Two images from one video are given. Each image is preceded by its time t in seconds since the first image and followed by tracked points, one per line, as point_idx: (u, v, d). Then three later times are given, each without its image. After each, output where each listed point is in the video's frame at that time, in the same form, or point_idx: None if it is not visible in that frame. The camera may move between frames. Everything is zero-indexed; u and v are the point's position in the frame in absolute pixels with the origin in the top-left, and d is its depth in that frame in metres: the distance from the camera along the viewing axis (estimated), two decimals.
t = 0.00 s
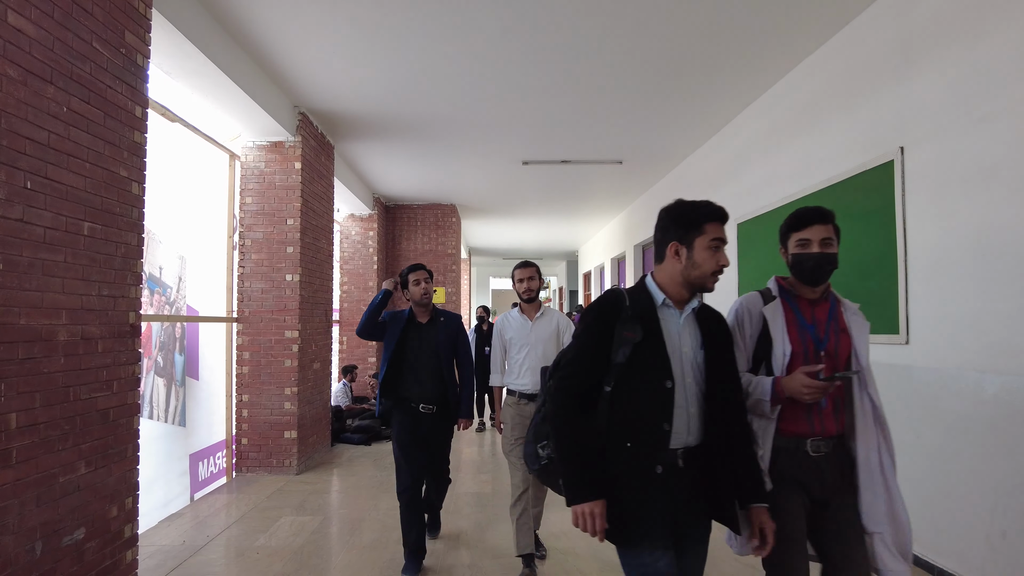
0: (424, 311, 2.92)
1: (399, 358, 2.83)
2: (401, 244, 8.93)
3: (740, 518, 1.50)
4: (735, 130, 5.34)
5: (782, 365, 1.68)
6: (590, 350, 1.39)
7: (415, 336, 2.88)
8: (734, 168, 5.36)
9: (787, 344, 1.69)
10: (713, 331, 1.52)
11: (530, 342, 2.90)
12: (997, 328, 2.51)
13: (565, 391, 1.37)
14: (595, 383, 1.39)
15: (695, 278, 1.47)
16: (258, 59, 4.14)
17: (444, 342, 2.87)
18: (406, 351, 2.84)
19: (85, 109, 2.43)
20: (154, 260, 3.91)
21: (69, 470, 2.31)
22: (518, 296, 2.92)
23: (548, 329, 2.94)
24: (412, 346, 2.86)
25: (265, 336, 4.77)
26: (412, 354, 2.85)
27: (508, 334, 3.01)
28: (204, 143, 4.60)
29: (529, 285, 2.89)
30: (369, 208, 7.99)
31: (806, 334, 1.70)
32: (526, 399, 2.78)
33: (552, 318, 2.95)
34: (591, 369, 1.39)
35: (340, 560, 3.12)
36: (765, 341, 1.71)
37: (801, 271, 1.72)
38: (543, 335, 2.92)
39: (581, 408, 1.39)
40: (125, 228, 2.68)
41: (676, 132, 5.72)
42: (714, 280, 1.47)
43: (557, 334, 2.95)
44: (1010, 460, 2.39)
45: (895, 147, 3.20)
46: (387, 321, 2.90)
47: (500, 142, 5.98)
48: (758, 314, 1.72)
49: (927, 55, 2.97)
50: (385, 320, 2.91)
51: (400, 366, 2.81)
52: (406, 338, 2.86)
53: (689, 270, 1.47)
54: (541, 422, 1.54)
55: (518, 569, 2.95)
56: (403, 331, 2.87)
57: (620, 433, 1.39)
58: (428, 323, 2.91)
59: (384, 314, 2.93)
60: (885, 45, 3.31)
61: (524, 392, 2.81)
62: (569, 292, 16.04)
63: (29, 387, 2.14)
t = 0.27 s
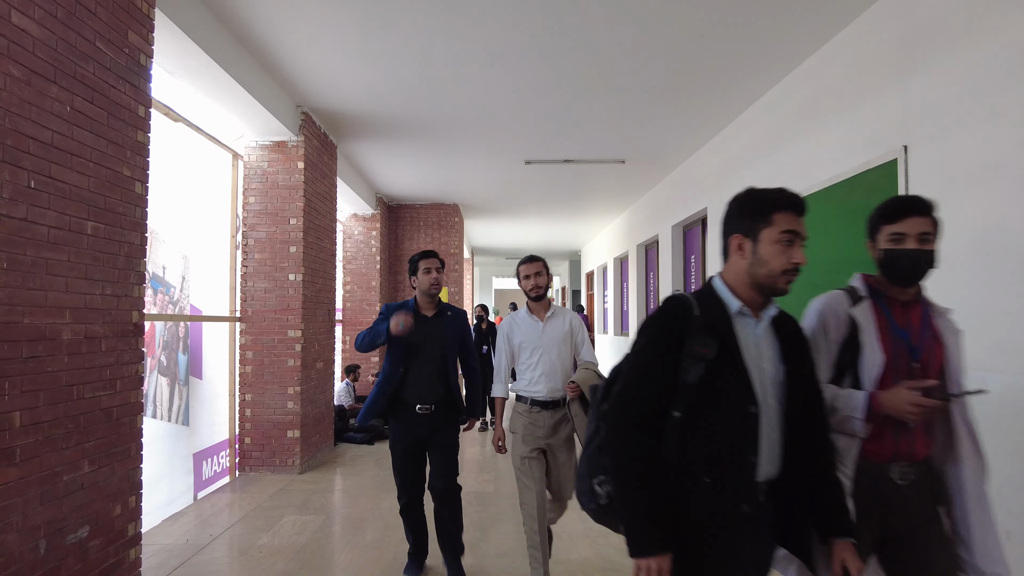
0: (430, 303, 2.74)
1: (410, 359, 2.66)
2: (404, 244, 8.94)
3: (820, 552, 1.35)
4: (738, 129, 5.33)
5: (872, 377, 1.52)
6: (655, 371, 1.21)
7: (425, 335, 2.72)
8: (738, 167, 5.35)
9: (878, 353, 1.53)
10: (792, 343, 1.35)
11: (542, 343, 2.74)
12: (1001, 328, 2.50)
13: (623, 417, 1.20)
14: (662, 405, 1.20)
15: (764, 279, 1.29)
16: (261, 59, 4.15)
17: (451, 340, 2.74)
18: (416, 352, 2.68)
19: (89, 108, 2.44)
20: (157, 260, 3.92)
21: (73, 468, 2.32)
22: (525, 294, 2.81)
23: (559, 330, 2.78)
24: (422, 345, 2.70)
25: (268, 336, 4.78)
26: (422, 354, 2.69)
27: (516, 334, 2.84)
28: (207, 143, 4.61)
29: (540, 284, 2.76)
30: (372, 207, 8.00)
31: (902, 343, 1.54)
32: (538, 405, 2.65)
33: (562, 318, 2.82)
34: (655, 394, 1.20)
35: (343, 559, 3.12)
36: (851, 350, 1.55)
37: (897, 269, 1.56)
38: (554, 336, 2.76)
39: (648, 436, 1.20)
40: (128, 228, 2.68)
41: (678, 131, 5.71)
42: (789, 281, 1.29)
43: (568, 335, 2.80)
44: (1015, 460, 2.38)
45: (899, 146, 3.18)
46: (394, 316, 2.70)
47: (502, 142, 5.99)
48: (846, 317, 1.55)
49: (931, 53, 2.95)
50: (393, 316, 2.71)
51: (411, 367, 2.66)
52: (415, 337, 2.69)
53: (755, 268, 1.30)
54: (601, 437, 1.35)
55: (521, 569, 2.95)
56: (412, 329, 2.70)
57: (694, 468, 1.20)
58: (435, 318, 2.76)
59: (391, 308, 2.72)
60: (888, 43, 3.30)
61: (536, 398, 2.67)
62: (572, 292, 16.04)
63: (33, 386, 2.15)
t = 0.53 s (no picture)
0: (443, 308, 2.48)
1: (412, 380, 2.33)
2: (408, 243, 8.94)
3: None
4: (743, 127, 5.30)
5: (1013, 375, 1.32)
6: (743, 364, 0.98)
7: (431, 350, 2.39)
8: (742, 166, 5.32)
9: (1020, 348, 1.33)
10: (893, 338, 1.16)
11: (559, 340, 2.57)
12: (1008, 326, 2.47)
13: (709, 414, 0.96)
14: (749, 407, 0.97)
15: (874, 257, 1.09)
16: (265, 58, 4.16)
17: (461, 353, 2.40)
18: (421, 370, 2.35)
19: (93, 108, 2.45)
20: (161, 259, 3.93)
21: (78, 466, 2.33)
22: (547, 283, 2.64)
23: (578, 328, 2.63)
24: (428, 361, 2.37)
25: (272, 335, 4.79)
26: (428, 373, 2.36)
27: (533, 326, 2.64)
28: (211, 143, 4.63)
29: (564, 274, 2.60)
30: (375, 207, 8.01)
31: None
32: (552, 409, 2.48)
33: (581, 317, 2.66)
34: (745, 391, 0.98)
35: (346, 558, 3.12)
36: (986, 345, 1.35)
37: None
38: (572, 334, 2.60)
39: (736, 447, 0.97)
40: (132, 227, 2.69)
41: (683, 129, 5.68)
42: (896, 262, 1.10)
43: (586, 335, 2.65)
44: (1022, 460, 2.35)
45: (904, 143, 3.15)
46: (397, 330, 2.40)
47: (505, 142, 5.98)
48: (976, 307, 1.36)
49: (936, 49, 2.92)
50: (396, 330, 2.40)
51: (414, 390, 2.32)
52: (419, 353, 2.36)
53: (864, 245, 1.10)
54: (661, 449, 1.11)
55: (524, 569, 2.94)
56: (417, 344, 2.37)
57: (792, 482, 0.98)
58: (446, 327, 2.44)
59: (394, 321, 2.41)
60: (893, 40, 3.27)
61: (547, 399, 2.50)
62: (576, 292, 16.03)
63: (37, 384, 2.16)
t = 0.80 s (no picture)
0: (445, 296, 2.27)
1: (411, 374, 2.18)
2: (413, 242, 8.94)
3: None
4: (749, 125, 5.27)
5: None
6: (898, 365, 0.76)
7: (431, 340, 2.20)
8: (748, 164, 5.29)
9: None
10: None
11: (596, 351, 2.21)
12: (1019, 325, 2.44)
13: (838, 435, 0.76)
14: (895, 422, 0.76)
15: None
16: (270, 57, 4.16)
17: (462, 342, 2.15)
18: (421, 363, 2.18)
19: (100, 106, 2.45)
20: (167, 258, 3.94)
21: (84, 464, 2.34)
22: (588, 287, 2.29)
23: (618, 339, 2.26)
24: (428, 352, 2.19)
25: (278, 334, 4.79)
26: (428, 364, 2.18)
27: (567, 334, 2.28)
28: (217, 142, 4.64)
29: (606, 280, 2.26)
30: (380, 206, 8.02)
31: None
32: (583, 429, 2.16)
33: (625, 326, 2.29)
34: (896, 403, 0.76)
35: (351, 557, 3.11)
36: None
37: None
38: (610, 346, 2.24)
39: (876, 475, 0.76)
40: (138, 225, 2.69)
41: (688, 127, 5.65)
42: None
43: (627, 347, 2.29)
44: None
45: (912, 141, 3.11)
46: (398, 325, 2.27)
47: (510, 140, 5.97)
48: None
49: (945, 46, 2.88)
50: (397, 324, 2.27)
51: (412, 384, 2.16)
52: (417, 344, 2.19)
53: None
54: (772, 478, 0.85)
55: (530, 568, 2.93)
56: (417, 335, 2.20)
57: (946, 525, 0.76)
58: (448, 316, 2.23)
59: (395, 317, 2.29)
60: (901, 36, 3.23)
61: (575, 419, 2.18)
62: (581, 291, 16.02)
63: (45, 382, 2.16)
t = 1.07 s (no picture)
0: (444, 301, 1.92)
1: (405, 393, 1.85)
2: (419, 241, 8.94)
3: None
4: (758, 124, 5.23)
5: None
6: None
7: (427, 353, 1.87)
8: (757, 163, 5.25)
9: None
10: None
11: (646, 341, 1.93)
12: None
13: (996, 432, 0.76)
14: None
15: None
16: (278, 56, 4.16)
17: (463, 353, 1.81)
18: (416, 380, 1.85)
19: (111, 106, 2.45)
20: (176, 258, 3.94)
21: (96, 463, 2.34)
22: (632, 270, 2.05)
23: (671, 327, 1.97)
24: (424, 366, 1.86)
25: (286, 333, 4.80)
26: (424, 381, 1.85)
27: (610, 324, 2.01)
28: (225, 141, 4.64)
29: (648, 263, 2.01)
30: (387, 205, 8.01)
31: None
32: (637, 429, 1.86)
33: (678, 311, 2.00)
34: None
35: (360, 556, 3.11)
36: None
37: None
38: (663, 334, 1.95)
39: (1022, 494, 0.77)
40: (148, 224, 2.70)
41: (696, 126, 5.63)
42: None
43: (682, 336, 1.99)
44: None
45: (923, 140, 3.07)
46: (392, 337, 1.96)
47: (517, 139, 5.95)
48: None
49: (957, 43, 2.84)
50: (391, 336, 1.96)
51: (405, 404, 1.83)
52: (412, 357, 1.86)
53: None
54: (919, 495, 0.82)
55: (540, 569, 2.92)
56: (411, 346, 1.87)
57: None
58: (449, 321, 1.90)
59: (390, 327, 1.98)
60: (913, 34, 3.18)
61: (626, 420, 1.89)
62: (587, 290, 16.01)
63: (56, 381, 2.16)
